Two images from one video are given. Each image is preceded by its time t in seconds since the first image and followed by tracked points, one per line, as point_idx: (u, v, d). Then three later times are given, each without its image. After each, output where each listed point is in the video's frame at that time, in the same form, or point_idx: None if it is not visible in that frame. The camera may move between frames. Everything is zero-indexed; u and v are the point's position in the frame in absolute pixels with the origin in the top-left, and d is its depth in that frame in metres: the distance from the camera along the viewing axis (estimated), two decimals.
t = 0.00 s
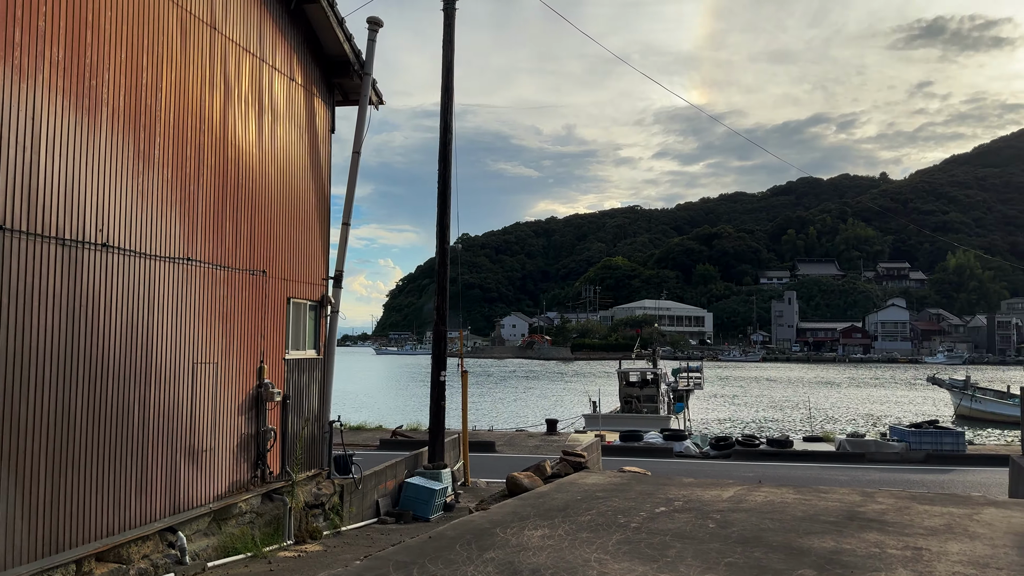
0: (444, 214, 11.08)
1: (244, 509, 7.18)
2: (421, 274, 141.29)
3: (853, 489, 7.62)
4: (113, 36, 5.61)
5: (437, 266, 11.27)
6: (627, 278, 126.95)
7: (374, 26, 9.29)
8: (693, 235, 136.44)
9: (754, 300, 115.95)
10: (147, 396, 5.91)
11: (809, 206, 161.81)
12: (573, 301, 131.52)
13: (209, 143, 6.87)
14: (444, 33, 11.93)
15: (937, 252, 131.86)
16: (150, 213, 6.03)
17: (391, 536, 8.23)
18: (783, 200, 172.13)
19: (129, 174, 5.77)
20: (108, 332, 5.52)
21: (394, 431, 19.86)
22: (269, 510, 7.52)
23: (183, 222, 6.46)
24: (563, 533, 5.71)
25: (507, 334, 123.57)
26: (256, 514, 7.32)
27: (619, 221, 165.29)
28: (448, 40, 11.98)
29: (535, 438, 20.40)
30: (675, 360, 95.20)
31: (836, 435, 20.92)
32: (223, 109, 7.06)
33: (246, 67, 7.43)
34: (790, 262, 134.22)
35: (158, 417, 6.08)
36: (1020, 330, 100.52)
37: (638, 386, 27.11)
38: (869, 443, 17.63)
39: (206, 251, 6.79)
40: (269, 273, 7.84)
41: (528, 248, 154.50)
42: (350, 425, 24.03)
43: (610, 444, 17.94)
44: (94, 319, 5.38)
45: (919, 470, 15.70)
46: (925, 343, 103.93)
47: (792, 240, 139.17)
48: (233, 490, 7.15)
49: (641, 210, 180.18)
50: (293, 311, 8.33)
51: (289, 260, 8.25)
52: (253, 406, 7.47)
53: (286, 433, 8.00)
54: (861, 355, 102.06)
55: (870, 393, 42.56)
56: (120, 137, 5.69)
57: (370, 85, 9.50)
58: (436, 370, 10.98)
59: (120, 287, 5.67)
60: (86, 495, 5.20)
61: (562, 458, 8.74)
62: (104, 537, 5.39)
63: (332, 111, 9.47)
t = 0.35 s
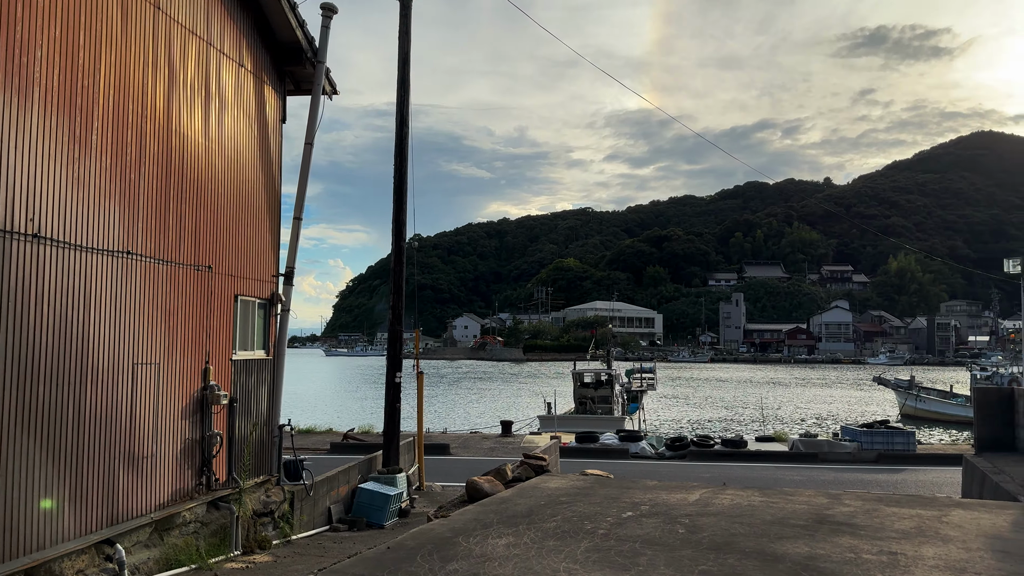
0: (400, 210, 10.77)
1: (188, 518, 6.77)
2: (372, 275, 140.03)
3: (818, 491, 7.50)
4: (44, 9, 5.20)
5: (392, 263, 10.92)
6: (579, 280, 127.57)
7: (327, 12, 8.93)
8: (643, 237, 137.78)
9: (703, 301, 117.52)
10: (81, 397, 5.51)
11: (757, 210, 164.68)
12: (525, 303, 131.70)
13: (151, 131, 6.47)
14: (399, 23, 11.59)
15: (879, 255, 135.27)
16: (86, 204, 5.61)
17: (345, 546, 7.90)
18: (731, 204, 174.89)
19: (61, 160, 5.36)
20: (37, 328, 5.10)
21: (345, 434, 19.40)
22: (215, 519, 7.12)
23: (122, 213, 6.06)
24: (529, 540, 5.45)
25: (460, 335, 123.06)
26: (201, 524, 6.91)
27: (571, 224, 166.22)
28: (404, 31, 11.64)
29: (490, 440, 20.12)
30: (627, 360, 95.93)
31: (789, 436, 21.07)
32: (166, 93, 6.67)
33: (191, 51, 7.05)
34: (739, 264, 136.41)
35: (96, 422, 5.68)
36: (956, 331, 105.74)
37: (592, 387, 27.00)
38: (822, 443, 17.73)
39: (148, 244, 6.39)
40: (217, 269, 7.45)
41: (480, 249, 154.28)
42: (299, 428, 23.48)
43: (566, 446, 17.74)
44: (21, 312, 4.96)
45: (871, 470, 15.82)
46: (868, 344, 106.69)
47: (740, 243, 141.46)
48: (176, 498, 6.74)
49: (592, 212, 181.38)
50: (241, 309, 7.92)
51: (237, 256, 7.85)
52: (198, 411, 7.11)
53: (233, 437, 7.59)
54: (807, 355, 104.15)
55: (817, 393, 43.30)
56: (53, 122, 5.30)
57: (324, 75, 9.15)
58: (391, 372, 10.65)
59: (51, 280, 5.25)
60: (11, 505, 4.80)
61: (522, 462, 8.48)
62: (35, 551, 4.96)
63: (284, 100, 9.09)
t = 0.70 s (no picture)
0: (362, 205, 10.38)
1: (134, 531, 6.33)
2: (333, 274, 138.51)
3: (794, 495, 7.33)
4: None
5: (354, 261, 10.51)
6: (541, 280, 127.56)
7: None
8: (606, 238, 138.36)
9: (664, 301, 118.21)
10: (14, 405, 5.06)
11: (717, 212, 166.32)
12: (487, 303, 131.51)
13: (94, 116, 6.03)
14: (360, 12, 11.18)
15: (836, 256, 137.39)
16: (21, 193, 5.18)
17: (303, 557, 7.53)
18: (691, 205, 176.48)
19: None
20: None
21: (305, 437, 18.89)
22: (164, 531, 6.68)
23: (62, 203, 5.62)
24: (500, 554, 5.12)
25: (422, 335, 122.18)
26: (149, 537, 6.47)
27: (534, 224, 166.52)
28: (365, 21, 11.25)
29: (453, 441, 19.78)
30: (589, 360, 96.05)
31: (753, 435, 21.03)
32: (110, 79, 6.23)
33: (139, 33, 6.62)
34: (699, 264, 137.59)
35: (34, 430, 5.25)
36: (910, 331, 107.73)
37: (557, 388, 26.78)
38: (787, 444, 17.65)
39: (91, 237, 5.95)
40: (166, 266, 7.01)
41: (443, 249, 153.70)
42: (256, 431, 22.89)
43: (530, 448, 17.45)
44: None
45: (836, 470, 15.77)
46: (825, 344, 108.19)
47: (701, 243, 142.79)
48: (121, 509, 6.29)
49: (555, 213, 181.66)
50: (192, 309, 7.49)
51: (188, 252, 7.42)
52: (145, 416, 6.67)
53: (183, 443, 7.16)
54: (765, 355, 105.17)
55: (777, 392, 43.68)
56: None
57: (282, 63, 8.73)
58: (353, 373, 10.24)
59: None
60: None
61: (490, 466, 8.16)
62: None
63: (239, 89, 8.66)
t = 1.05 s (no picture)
0: (331, 200, 10.01)
1: (86, 542, 5.92)
2: (303, 273, 136.97)
3: (779, 499, 7.13)
4: None
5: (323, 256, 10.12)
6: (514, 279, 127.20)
7: None
8: (578, 237, 138.27)
9: (636, 300, 118.35)
10: None
11: (688, 211, 167.11)
12: (459, 302, 131.01)
13: (43, 100, 5.62)
14: None
15: (806, 256, 138.72)
16: None
17: (268, 568, 7.16)
18: (663, 204, 177.07)
19: None
20: None
21: (273, 438, 18.41)
22: (120, 542, 6.28)
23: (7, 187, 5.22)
24: (476, 566, 4.81)
25: (393, 335, 121.20)
26: (101, 548, 6.06)
27: (507, 223, 166.31)
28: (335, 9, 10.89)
29: (426, 442, 19.41)
30: (561, 360, 95.84)
31: (729, 435, 20.86)
32: (59, 57, 5.82)
33: (92, 11, 6.22)
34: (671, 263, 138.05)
35: None
36: (878, 329, 108.90)
37: (531, 387, 26.50)
38: (763, 443, 17.49)
39: (37, 228, 5.53)
40: (121, 259, 6.60)
41: (415, 247, 152.86)
42: (222, 433, 22.33)
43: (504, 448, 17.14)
44: None
45: (813, 470, 15.63)
46: (794, 343, 108.99)
47: (672, 242, 143.40)
48: (73, 520, 5.88)
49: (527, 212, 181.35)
50: (150, 306, 7.09)
51: (146, 246, 7.01)
52: (100, 419, 6.28)
53: (141, 445, 6.77)
54: (735, 353, 105.71)
55: (749, 391, 43.76)
56: None
57: (246, 47, 8.36)
58: (323, 373, 9.87)
59: None
60: None
61: (465, 471, 7.84)
62: None
63: (202, 76, 8.26)
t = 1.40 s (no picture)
0: (307, 196, 9.63)
1: (44, 560, 5.50)
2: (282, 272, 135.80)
3: (774, 509, 6.87)
4: None
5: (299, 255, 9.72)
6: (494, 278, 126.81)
7: None
8: (558, 236, 138.16)
9: (616, 299, 118.31)
10: None
11: (668, 210, 167.38)
12: (439, 301, 130.54)
13: None
14: None
15: (784, 255, 139.39)
16: None
17: None
18: (643, 204, 177.32)
19: None
20: None
21: (248, 441, 17.99)
22: (79, 558, 5.86)
23: None
24: None
25: (373, 334, 120.47)
26: (61, 565, 5.64)
27: (487, 222, 166.05)
28: None
29: (405, 444, 19.03)
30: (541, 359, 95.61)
31: (713, 436, 20.62)
32: (15, 40, 5.40)
33: None
34: (650, 262, 138.23)
35: None
36: (856, 328, 109.67)
37: (512, 388, 26.18)
38: (748, 444, 17.24)
39: None
40: (80, 256, 6.17)
41: (394, 246, 152.15)
42: (196, 435, 21.87)
43: (485, 450, 16.79)
44: None
45: (799, 471, 15.39)
46: (772, 341, 109.39)
47: (652, 242, 143.67)
48: (26, 536, 5.46)
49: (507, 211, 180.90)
50: (113, 306, 6.69)
51: (108, 243, 6.59)
52: (57, 426, 5.86)
53: (102, 455, 6.36)
54: (714, 352, 106.12)
55: (730, 390, 43.69)
56: None
57: (217, 35, 7.95)
58: (299, 376, 9.49)
59: None
60: None
61: (448, 479, 7.48)
62: None
63: (171, 65, 7.85)
